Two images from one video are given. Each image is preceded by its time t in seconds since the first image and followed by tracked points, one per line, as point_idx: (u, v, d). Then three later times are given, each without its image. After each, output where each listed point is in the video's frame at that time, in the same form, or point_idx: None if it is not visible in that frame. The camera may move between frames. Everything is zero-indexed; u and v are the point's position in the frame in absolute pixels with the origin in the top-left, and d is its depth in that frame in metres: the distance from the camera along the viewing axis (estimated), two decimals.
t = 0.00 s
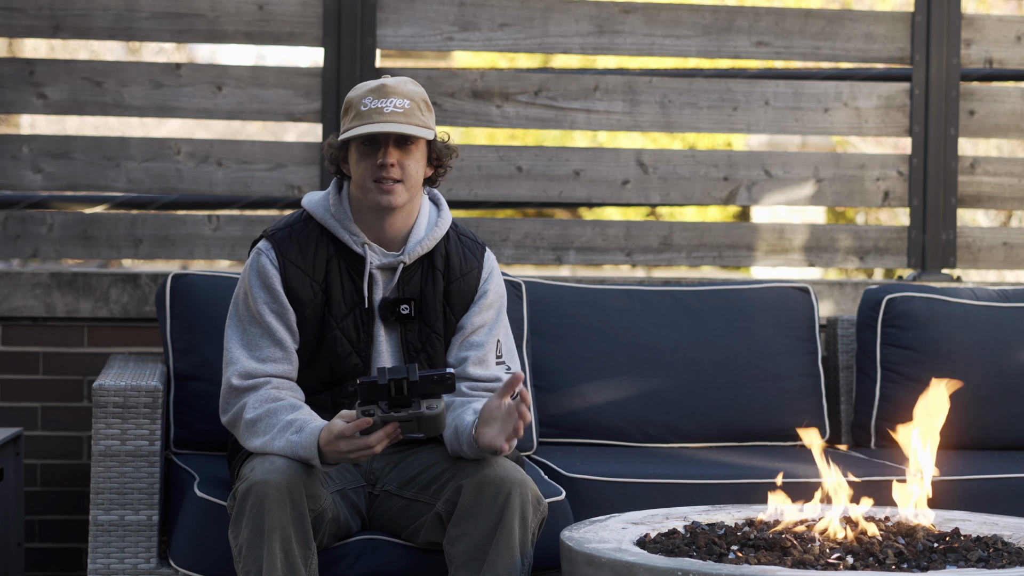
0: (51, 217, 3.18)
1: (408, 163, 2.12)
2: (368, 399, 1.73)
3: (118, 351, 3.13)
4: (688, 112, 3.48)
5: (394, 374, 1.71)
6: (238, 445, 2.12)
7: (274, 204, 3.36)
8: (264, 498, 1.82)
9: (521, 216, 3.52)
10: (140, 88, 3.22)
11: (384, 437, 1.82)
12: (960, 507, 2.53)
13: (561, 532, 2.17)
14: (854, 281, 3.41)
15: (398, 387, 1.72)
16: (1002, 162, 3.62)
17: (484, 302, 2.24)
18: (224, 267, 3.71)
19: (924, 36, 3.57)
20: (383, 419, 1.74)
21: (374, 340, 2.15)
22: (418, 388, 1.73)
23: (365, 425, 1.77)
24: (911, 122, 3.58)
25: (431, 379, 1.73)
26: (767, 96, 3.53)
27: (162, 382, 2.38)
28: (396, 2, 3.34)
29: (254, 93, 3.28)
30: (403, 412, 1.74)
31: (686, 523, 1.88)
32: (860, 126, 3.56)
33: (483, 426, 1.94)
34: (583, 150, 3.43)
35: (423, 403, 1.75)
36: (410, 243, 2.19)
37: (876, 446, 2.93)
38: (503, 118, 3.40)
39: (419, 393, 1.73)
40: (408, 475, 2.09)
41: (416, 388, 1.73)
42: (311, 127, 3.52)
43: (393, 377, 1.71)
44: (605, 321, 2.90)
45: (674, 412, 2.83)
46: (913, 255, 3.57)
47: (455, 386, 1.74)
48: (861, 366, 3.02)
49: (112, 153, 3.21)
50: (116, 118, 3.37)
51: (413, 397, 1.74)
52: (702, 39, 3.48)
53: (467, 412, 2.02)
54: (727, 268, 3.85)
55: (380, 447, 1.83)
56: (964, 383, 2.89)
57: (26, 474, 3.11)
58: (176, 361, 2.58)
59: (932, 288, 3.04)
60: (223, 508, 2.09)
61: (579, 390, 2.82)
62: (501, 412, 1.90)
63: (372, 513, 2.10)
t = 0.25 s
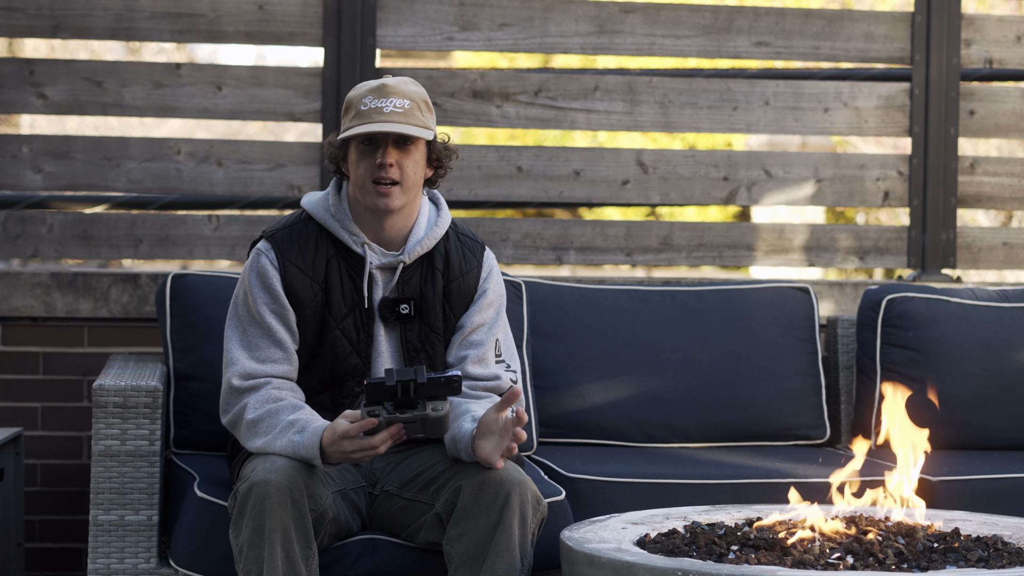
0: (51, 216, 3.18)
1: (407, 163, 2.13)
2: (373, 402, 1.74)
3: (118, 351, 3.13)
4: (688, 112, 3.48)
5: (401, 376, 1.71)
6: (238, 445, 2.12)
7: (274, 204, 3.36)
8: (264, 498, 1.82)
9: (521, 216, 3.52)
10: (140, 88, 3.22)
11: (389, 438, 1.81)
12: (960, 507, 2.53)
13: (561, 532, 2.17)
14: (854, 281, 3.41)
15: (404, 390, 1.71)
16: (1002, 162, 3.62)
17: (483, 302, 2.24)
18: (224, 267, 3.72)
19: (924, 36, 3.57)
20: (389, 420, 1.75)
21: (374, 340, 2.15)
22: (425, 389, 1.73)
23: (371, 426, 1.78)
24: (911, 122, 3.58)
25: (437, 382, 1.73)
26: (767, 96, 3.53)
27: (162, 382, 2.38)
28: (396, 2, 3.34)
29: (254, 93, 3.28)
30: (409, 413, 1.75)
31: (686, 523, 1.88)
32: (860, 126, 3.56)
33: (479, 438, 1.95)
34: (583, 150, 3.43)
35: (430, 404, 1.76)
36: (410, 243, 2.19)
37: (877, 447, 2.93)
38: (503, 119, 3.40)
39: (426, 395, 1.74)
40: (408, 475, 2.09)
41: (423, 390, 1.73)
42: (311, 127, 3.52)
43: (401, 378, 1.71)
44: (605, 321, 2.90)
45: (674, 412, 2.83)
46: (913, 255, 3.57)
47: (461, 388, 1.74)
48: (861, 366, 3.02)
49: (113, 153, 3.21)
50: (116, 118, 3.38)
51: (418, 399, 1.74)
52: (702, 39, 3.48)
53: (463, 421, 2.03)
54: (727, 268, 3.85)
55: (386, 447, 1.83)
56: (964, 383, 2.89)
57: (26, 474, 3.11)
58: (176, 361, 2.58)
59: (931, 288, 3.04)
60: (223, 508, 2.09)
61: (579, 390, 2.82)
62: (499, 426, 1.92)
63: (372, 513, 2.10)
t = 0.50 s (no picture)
0: (51, 217, 3.18)
1: (406, 161, 2.13)
2: (372, 401, 1.73)
3: (118, 351, 3.13)
4: (688, 112, 3.48)
5: (399, 376, 1.71)
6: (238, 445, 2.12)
7: (274, 204, 3.36)
8: (264, 498, 1.82)
9: (521, 216, 3.52)
10: (140, 88, 3.22)
11: (387, 438, 1.82)
12: (960, 508, 2.53)
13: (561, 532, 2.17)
14: (854, 281, 3.41)
15: (402, 390, 1.71)
16: (1002, 162, 3.62)
17: (481, 302, 2.24)
18: (224, 267, 3.72)
19: (924, 36, 3.57)
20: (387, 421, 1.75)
21: (373, 340, 2.15)
22: (423, 390, 1.72)
23: (369, 427, 1.78)
24: (912, 122, 3.58)
25: (435, 381, 1.73)
26: (767, 96, 3.53)
27: (162, 382, 2.38)
28: (396, 2, 3.34)
29: (254, 93, 3.28)
30: (407, 414, 1.75)
31: (686, 523, 1.88)
32: (861, 126, 3.56)
33: (479, 436, 1.96)
34: (583, 150, 3.43)
35: (428, 404, 1.75)
36: (408, 243, 2.19)
37: (877, 447, 2.93)
38: (503, 119, 3.41)
39: (424, 394, 1.73)
40: (407, 475, 2.09)
41: (421, 390, 1.73)
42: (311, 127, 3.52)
43: (397, 378, 1.71)
44: (605, 321, 2.89)
45: (674, 412, 2.83)
46: (913, 255, 3.57)
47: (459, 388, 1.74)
48: (861, 366, 3.02)
49: (113, 153, 3.21)
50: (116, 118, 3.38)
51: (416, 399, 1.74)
52: (702, 39, 3.48)
53: (465, 419, 2.03)
54: (727, 268, 3.85)
55: (384, 448, 1.83)
56: (964, 383, 2.89)
57: (26, 474, 3.11)
58: (176, 361, 2.58)
59: (931, 289, 3.04)
60: (223, 508, 2.09)
61: (579, 390, 2.81)
62: (499, 424, 1.92)
63: (372, 513, 2.10)
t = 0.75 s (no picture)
0: (51, 217, 3.18)
1: (404, 161, 2.13)
2: (368, 402, 1.73)
3: (118, 351, 3.12)
4: (688, 112, 3.48)
5: (394, 378, 1.71)
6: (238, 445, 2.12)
7: (274, 204, 3.36)
8: (264, 498, 1.82)
9: (521, 216, 3.52)
10: (140, 88, 3.22)
11: (385, 439, 1.82)
12: (960, 508, 2.53)
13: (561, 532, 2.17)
14: (854, 281, 3.41)
15: (398, 390, 1.71)
16: (1002, 162, 3.62)
17: (481, 301, 2.24)
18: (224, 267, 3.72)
19: (924, 36, 3.57)
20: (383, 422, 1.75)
21: (373, 340, 2.15)
22: (419, 391, 1.72)
23: (364, 428, 1.77)
24: (912, 122, 3.58)
25: (430, 383, 1.73)
26: (767, 96, 3.53)
27: (162, 382, 2.38)
28: (396, 2, 3.34)
29: (254, 93, 3.28)
30: (404, 414, 1.74)
31: (686, 523, 1.88)
32: (861, 126, 3.56)
33: (479, 436, 1.96)
34: (583, 150, 3.43)
35: (425, 405, 1.74)
36: (407, 243, 2.19)
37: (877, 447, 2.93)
38: (503, 119, 3.40)
39: (420, 396, 1.73)
40: (407, 475, 2.09)
41: (417, 391, 1.72)
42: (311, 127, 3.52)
43: (393, 381, 1.71)
44: (605, 321, 2.89)
45: (674, 412, 2.83)
46: (913, 255, 3.57)
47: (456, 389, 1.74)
48: (861, 366, 3.02)
49: (112, 153, 3.21)
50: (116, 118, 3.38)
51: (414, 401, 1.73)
52: (702, 39, 3.48)
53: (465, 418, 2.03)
54: (727, 268, 3.85)
55: (381, 449, 1.83)
56: (964, 383, 2.89)
57: (26, 474, 3.11)
58: (176, 361, 2.58)
59: (932, 289, 3.04)
60: (223, 508, 2.09)
61: (579, 390, 2.81)
62: (499, 424, 1.92)
63: (372, 514, 2.10)
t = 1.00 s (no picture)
0: (51, 216, 3.18)
1: (404, 158, 2.13)
2: (366, 402, 1.72)
3: (118, 351, 3.13)
4: (688, 112, 3.48)
5: (390, 378, 1.70)
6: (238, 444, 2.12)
7: (274, 204, 3.36)
8: (263, 498, 1.82)
9: (521, 216, 3.52)
10: (140, 88, 3.22)
11: (382, 440, 1.82)
12: (960, 507, 2.53)
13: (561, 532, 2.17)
14: (854, 281, 3.41)
15: (396, 391, 1.70)
16: (1001, 162, 3.62)
17: (481, 300, 2.24)
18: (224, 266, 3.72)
19: (924, 36, 3.57)
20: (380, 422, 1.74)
21: (373, 338, 2.15)
22: (416, 392, 1.72)
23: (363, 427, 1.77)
24: (911, 122, 3.58)
25: (427, 385, 1.72)
26: (767, 96, 3.53)
27: (162, 382, 2.38)
28: (396, 2, 3.34)
29: (254, 93, 3.28)
30: (400, 415, 1.73)
31: (686, 523, 1.88)
32: (860, 126, 3.56)
33: (479, 436, 1.95)
34: (583, 150, 3.43)
35: (422, 406, 1.74)
36: (407, 241, 2.20)
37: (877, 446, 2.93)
38: (503, 118, 3.41)
39: (417, 396, 1.72)
40: (407, 474, 2.09)
41: (415, 392, 1.72)
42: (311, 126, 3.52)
43: (389, 380, 1.70)
44: (605, 321, 2.90)
45: (674, 412, 2.83)
46: (913, 255, 3.57)
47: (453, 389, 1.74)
48: (860, 366, 3.02)
49: (112, 153, 3.21)
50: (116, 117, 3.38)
51: (411, 402, 1.73)
52: (702, 39, 3.48)
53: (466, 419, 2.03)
54: (728, 268, 3.85)
55: (379, 450, 1.83)
56: (964, 383, 2.89)
57: (26, 474, 3.11)
58: (176, 360, 2.58)
59: (932, 288, 3.04)
60: (223, 508, 2.09)
61: (579, 390, 2.82)
62: (498, 422, 1.91)
63: (372, 513, 2.11)
